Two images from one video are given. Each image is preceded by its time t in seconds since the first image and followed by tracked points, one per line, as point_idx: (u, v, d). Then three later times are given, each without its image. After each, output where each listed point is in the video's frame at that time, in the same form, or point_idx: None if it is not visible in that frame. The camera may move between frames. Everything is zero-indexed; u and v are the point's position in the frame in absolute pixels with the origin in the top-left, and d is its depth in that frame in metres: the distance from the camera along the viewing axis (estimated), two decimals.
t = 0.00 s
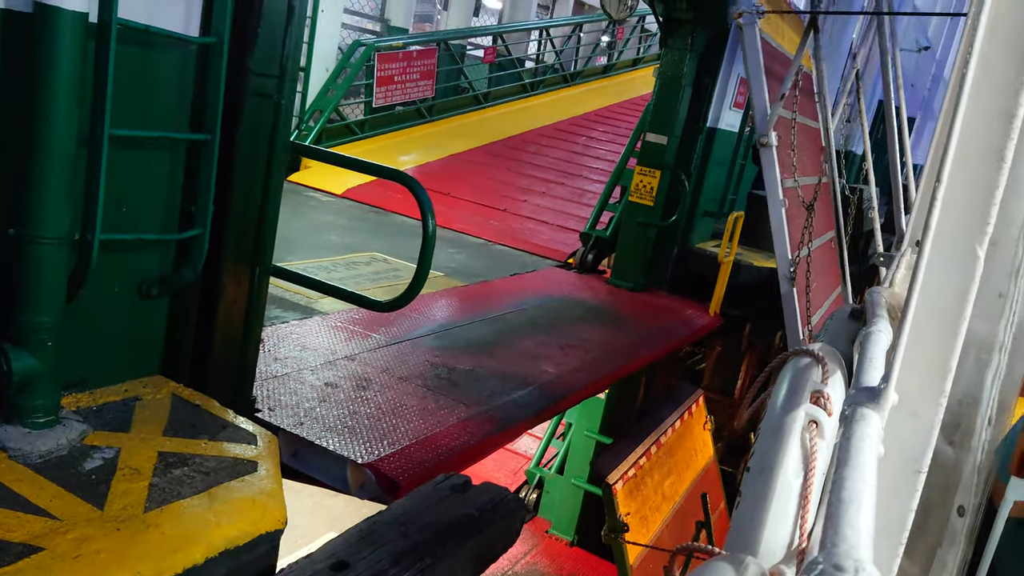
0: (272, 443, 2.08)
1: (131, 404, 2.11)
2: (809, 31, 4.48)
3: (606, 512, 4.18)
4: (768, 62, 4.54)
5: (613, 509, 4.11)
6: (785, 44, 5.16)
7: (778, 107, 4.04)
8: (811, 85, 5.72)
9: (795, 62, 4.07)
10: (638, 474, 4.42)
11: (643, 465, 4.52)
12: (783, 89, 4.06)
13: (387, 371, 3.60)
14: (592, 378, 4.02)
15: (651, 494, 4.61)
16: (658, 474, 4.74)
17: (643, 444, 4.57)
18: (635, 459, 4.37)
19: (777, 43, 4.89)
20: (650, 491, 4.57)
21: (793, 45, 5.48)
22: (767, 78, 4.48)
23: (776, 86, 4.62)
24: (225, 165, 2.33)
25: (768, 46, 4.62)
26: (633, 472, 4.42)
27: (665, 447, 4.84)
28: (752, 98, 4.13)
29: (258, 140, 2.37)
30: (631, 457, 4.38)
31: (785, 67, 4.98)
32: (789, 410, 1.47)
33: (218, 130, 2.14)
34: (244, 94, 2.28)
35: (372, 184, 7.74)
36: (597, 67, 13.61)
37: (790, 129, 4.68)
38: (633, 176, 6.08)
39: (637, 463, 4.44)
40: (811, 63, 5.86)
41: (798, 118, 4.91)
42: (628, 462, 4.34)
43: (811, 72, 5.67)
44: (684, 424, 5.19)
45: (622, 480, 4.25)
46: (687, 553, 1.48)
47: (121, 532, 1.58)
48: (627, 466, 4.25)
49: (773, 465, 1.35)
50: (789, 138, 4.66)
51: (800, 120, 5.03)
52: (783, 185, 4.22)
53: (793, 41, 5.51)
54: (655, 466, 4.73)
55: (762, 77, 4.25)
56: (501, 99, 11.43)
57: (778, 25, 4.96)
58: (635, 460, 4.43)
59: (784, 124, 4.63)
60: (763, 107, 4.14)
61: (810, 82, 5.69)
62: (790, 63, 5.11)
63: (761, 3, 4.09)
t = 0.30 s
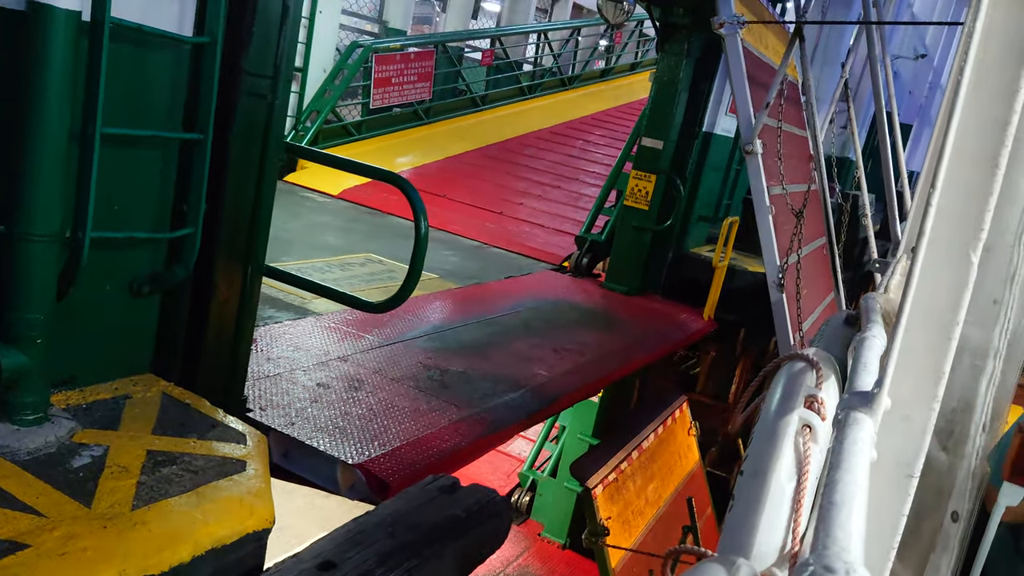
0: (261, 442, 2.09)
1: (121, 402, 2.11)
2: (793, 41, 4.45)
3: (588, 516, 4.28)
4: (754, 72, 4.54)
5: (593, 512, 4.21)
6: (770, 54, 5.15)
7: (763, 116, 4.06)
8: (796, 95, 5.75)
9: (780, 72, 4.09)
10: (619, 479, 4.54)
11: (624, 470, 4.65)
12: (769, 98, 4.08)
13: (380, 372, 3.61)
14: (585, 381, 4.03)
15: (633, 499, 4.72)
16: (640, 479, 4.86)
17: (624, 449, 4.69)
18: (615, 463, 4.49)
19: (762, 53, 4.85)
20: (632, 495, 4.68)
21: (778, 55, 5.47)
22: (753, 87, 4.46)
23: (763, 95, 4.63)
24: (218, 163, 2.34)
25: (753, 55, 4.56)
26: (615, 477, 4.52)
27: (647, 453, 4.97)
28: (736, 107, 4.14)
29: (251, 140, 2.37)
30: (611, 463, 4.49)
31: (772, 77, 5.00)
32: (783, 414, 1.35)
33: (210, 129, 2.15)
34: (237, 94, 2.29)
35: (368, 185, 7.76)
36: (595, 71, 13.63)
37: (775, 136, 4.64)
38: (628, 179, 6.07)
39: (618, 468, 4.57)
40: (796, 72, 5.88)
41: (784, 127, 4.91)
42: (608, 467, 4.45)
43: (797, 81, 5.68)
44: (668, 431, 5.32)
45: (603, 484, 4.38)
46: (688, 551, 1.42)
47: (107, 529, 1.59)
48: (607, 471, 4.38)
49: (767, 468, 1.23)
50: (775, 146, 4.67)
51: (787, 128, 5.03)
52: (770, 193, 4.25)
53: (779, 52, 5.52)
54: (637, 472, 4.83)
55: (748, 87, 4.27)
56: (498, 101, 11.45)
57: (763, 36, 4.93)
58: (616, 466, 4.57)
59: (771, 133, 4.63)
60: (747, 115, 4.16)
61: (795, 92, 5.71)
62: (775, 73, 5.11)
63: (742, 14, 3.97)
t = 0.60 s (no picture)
0: (256, 437, 2.09)
1: (117, 396, 2.12)
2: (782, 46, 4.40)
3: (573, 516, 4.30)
4: (744, 75, 4.51)
5: (577, 512, 4.21)
6: (761, 59, 5.10)
7: (754, 119, 4.04)
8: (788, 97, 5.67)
9: (771, 75, 4.08)
10: (605, 480, 4.56)
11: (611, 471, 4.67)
12: (759, 100, 4.07)
13: (377, 369, 3.62)
14: (582, 379, 4.04)
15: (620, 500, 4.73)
16: (628, 481, 4.88)
17: (609, 451, 4.69)
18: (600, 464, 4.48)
19: (752, 57, 4.79)
20: (618, 496, 4.70)
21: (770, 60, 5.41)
22: (742, 90, 4.42)
23: (754, 97, 4.61)
24: (217, 157, 2.35)
25: (742, 59, 4.50)
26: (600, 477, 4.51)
27: (634, 454, 4.99)
28: (726, 110, 4.12)
29: (250, 136, 2.38)
30: (596, 463, 4.49)
31: (763, 80, 4.97)
32: (783, 414, 1.32)
33: (208, 125, 2.16)
34: (236, 90, 2.29)
35: (369, 182, 7.76)
36: (597, 69, 13.63)
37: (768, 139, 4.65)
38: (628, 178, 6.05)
39: (604, 469, 4.59)
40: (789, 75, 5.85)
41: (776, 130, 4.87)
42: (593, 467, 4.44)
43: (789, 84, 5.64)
44: (657, 434, 5.35)
45: (587, 484, 4.37)
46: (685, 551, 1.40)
47: (101, 522, 1.60)
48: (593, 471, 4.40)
49: (767, 468, 1.22)
50: (767, 150, 4.64)
51: (780, 131, 5.00)
52: (762, 195, 4.25)
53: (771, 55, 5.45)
54: (623, 472, 4.82)
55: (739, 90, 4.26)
56: (500, 99, 11.46)
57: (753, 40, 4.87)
58: (602, 467, 4.59)
59: (762, 136, 4.60)
60: (738, 118, 4.14)
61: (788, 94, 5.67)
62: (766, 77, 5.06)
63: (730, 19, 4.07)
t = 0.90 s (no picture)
0: (255, 431, 2.11)
1: (117, 389, 2.14)
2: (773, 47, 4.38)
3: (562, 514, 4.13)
4: (735, 77, 4.50)
5: (568, 511, 4.07)
6: (753, 59, 5.08)
7: (745, 120, 4.03)
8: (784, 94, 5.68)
9: (763, 77, 4.06)
10: (597, 478, 4.38)
11: (603, 468, 4.48)
12: (752, 101, 4.06)
13: (377, 365, 3.63)
14: (582, 376, 4.05)
15: (612, 498, 4.54)
16: (621, 479, 4.69)
17: (602, 449, 4.53)
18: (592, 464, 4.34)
19: (743, 59, 4.77)
20: (610, 494, 4.51)
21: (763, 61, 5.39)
22: (733, 91, 4.41)
23: (746, 97, 4.60)
24: (217, 154, 2.36)
25: (732, 61, 4.49)
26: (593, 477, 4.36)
27: (627, 452, 4.80)
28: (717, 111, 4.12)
29: (250, 132, 2.39)
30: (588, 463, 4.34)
31: (754, 82, 4.95)
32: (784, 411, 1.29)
33: (208, 121, 2.17)
34: (237, 86, 2.31)
35: (372, 179, 7.77)
36: (600, 67, 13.62)
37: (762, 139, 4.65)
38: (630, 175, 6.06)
39: (596, 467, 4.41)
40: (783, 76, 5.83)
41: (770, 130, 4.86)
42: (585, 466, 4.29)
43: (783, 85, 5.62)
44: (652, 431, 5.18)
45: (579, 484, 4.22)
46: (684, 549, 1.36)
47: (100, 514, 1.62)
48: (583, 469, 4.23)
49: (769, 465, 1.19)
50: (761, 150, 4.62)
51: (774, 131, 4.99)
52: (757, 195, 4.25)
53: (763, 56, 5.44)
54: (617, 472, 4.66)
55: (731, 90, 4.27)
56: (503, 96, 11.46)
57: (744, 41, 4.85)
58: (593, 465, 4.41)
59: (755, 136, 4.58)
60: (729, 119, 4.13)
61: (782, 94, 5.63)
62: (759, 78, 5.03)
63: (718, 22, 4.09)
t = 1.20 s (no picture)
0: (263, 421, 2.13)
1: (126, 379, 2.16)
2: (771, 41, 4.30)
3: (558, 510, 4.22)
4: (730, 76, 4.47)
5: (562, 506, 4.16)
6: (750, 58, 5.05)
7: (743, 117, 4.00)
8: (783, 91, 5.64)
9: (760, 74, 4.04)
10: (592, 475, 4.46)
11: (598, 465, 4.54)
12: (750, 97, 4.03)
13: (385, 357, 3.65)
14: (588, 368, 4.06)
15: (609, 494, 4.61)
16: (619, 475, 4.74)
17: (598, 446, 4.60)
18: (586, 461, 4.42)
19: (739, 57, 4.74)
20: (606, 491, 4.58)
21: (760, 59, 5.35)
22: (730, 89, 4.38)
23: (745, 94, 4.58)
24: (224, 146, 2.38)
25: (727, 60, 4.47)
26: (587, 473, 4.44)
27: (625, 449, 4.85)
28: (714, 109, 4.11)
29: (257, 127, 2.41)
30: (583, 460, 4.42)
31: (751, 80, 4.91)
32: (793, 405, 1.32)
33: (214, 114, 2.19)
34: (244, 79, 2.33)
35: (380, 173, 7.80)
36: (609, 61, 13.58)
37: (761, 135, 4.64)
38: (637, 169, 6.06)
39: (591, 464, 4.48)
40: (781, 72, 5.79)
41: (768, 127, 4.84)
42: (579, 463, 4.37)
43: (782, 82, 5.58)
44: (651, 428, 5.21)
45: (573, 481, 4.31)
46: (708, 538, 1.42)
47: (110, 500, 1.64)
48: (576, 466, 4.32)
49: (777, 459, 1.21)
50: (760, 147, 4.60)
51: (772, 128, 4.96)
52: (756, 191, 4.23)
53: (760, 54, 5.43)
54: (614, 468, 4.71)
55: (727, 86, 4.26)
56: (511, 90, 11.46)
57: (739, 39, 4.82)
58: (589, 462, 4.48)
59: (753, 133, 4.55)
60: (726, 116, 4.11)
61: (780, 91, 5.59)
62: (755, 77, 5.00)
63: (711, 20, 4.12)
